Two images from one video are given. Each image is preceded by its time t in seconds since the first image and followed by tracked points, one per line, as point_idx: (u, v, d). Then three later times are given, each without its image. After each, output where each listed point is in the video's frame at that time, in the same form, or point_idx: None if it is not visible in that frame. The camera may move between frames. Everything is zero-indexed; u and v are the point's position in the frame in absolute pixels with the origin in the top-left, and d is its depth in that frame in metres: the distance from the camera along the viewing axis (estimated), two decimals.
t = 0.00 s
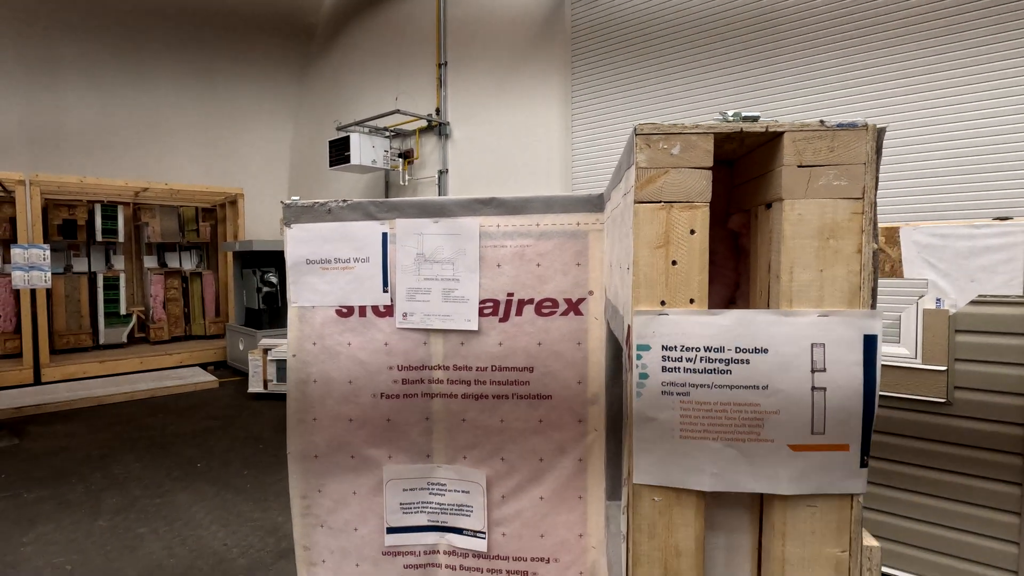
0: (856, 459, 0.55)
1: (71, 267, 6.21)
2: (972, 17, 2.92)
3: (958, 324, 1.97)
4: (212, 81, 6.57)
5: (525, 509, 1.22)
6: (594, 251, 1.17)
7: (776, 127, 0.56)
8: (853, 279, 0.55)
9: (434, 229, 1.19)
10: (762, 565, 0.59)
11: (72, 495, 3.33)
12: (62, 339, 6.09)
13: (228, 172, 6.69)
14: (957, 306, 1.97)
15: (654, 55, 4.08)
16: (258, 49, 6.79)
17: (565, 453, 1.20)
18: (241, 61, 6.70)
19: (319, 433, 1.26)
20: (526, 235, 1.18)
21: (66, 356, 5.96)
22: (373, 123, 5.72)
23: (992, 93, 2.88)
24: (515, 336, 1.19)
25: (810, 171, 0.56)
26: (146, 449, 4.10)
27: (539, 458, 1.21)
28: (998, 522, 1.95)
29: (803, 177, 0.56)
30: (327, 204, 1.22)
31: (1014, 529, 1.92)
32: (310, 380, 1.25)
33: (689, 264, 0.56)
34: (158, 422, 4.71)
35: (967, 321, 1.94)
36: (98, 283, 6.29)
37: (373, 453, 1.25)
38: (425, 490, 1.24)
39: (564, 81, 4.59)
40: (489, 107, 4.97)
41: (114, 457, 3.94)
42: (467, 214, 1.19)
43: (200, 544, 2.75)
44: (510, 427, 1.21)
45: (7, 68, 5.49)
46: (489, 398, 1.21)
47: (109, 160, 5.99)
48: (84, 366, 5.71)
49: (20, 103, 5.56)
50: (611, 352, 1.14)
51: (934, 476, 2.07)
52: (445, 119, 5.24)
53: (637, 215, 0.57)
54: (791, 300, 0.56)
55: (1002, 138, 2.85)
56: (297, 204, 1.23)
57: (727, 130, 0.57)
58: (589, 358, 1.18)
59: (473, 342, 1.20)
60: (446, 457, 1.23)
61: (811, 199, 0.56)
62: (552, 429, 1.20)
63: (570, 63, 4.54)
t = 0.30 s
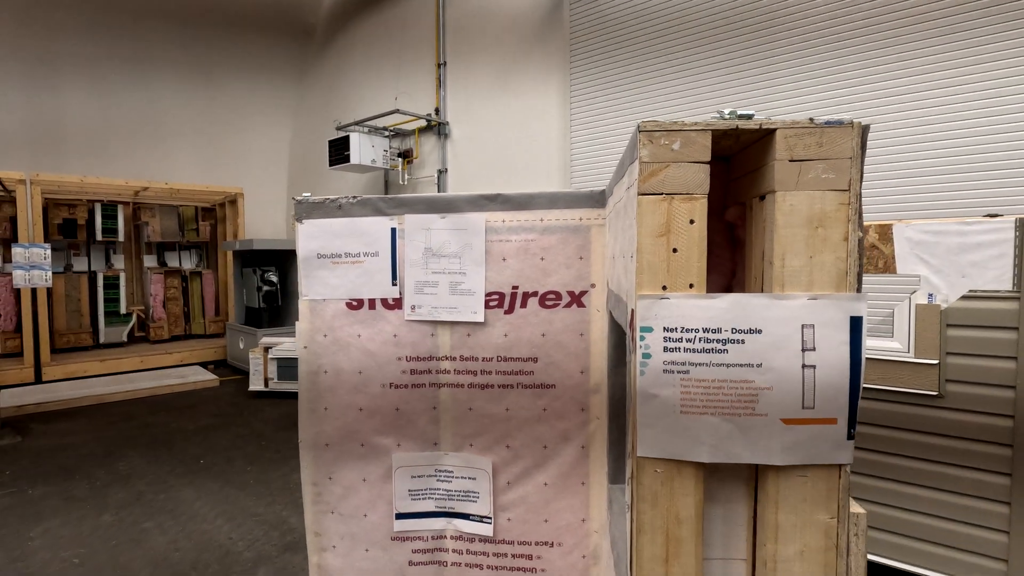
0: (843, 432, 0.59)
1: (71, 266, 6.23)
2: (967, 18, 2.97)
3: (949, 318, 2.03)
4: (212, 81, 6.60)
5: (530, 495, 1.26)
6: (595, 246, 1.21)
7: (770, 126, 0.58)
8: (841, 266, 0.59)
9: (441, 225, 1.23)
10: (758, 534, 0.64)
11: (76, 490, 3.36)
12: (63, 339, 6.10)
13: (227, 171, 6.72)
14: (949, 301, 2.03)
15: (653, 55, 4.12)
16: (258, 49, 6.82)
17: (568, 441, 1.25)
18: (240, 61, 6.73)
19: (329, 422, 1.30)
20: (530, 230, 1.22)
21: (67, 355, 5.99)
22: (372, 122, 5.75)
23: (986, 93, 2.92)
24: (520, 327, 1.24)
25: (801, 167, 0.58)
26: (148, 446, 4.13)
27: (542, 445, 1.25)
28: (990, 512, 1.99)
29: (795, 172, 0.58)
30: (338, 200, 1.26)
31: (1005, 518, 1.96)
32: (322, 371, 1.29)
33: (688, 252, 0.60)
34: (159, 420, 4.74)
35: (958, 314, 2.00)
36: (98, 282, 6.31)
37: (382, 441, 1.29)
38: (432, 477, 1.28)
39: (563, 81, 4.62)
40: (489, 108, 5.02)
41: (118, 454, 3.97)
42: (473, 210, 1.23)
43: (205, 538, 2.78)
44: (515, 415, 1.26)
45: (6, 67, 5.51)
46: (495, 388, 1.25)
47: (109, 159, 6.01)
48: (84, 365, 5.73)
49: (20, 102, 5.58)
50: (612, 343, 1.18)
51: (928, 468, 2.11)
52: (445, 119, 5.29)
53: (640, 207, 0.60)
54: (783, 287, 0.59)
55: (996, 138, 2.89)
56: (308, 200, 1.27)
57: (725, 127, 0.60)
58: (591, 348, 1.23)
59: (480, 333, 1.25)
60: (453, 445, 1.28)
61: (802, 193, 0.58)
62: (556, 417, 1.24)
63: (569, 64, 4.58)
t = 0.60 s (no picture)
0: (848, 406, 0.62)
1: (70, 265, 6.23)
2: (962, 14, 3.01)
3: (945, 312, 2.06)
4: (210, 79, 6.61)
5: (538, 481, 1.29)
6: (602, 236, 1.23)
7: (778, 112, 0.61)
8: (846, 245, 0.61)
9: (451, 217, 1.26)
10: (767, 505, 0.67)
11: (79, 487, 3.37)
12: (61, 337, 6.10)
13: (226, 170, 6.74)
14: (945, 295, 2.06)
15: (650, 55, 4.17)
16: (256, 47, 6.83)
17: (575, 428, 1.27)
18: (238, 60, 6.74)
19: (340, 410, 1.32)
20: (538, 221, 1.25)
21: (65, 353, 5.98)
22: (372, 121, 5.77)
23: (976, 93, 2.99)
24: (528, 317, 1.26)
25: (808, 151, 0.61)
26: (150, 443, 4.14)
27: (550, 432, 1.28)
28: (985, 503, 2.03)
29: (802, 156, 0.61)
30: (349, 192, 1.28)
31: (1000, 509, 2.00)
32: (333, 360, 1.32)
33: (700, 233, 0.63)
34: (160, 418, 4.75)
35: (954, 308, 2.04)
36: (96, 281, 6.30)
37: (392, 429, 1.31)
38: (442, 464, 1.31)
39: (562, 80, 4.68)
40: (489, 106, 5.06)
41: (119, 451, 3.98)
42: (482, 201, 1.26)
43: (209, 532, 2.79)
44: (523, 403, 1.28)
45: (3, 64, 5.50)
46: (503, 376, 1.28)
47: (107, 157, 6.02)
48: (84, 363, 5.71)
49: (18, 100, 5.57)
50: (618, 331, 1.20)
51: (924, 459, 2.15)
52: (444, 118, 5.33)
53: (653, 191, 0.63)
54: (790, 266, 0.62)
55: (986, 136, 2.96)
56: (319, 192, 1.29)
57: (736, 115, 0.63)
58: (598, 337, 1.25)
59: (489, 323, 1.27)
60: (462, 432, 1.30)
61: (809, 176, 0.61)
62: (563, 404, 1.27)
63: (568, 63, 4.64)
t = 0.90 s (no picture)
0: (872, 378, 0.63)
1: (66, 263, 6.21)
2: (959, 8, 3.04)
3: (946, 304, 2.08)
4: (208, 77, 6.59)
5: (550, 467, 1.30)
6: (614, 224, 1.25)
7: (802, 89, 0.63)
8: (869, 220, 0.63)
9: (464, 205, 1.26)
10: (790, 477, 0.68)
11: (79, 483, 3.36)
12: (58, 335, 6.07)
13: (224, 168, 6.73)
14: (947, 288, 2.09)
15: (649, 51, 4.20)
16: (254, 45, 6.82)
17: (587, 415, 1.28)
18: (236, 57, 6.73)
19: (353, 398, 1.33)
20: (551, 209, 1.26)
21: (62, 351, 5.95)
22: (371, 119, 5.77)
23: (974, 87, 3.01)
24: (541, 304, 1.27)
25: (832, 128, 0.62)
26: (149, 440, 4.13)
27: (563, 419, 1.29)
28: (986, 493, 2.05)
29: (827, 133, 0.62)
30: (362, 180, 1.29)
31: (1000, 499, 2.02)
32: (346, 347, 1.32)
33: (727, 207, 0.64)
34: (159, 416, 4.73)
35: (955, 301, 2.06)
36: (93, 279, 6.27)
37: (405, 416, 1.32)
38: (455, 451, 1.32)
39: (561, 77, 4.69)
40: (488, 104, 5.07)
41: (119, 448, 3.97)
42: (496, 189, 1.26)
43: (212, 527, 2.79)
44: (535, 389, 1.29)
45: None
46: (516, 363, 1.29)
47: (104, 155, 6.00)
48: (81, 361, 5.68)
49: (14, 97, 5.54)
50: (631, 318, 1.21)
51: (924, 450, 2.17)
52: (442, 116, 5.34)
53: (680, 167, 0.64)
54: (814, 240, 0.63)
55: (986, 129, 2.98)
56: (332, 180, 1.30)
57: (761, 93, 0.64)
58: (610, 324, 1.26)
59: (502, 310, 1.28)
60: (475, 419, 1.31)
61: (832, 152, 0.62)
62: (576, 391, 1.28)
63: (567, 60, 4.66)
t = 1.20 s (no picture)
0: (900, 357, 0.64)
1: (63, 262, 6.18)
2: (958, 7, 3.08)
3: (948, 300, 2.10)
4: (206, 75, 6.57)
5: (564, 458, 1.30)
6: (628, 216, 1.26)
7: (831, 74, 0.64)
8: (897, 202, 0.64)
9: (479, 196, 1.27)
10: (817, 457, 0.69)
11: (80, 481, 3.34)
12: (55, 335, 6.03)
13: (222, 167, 6.71)
14: (949, 283, 2.11)
15: (649, 49, 4.22)
16: (252, 44, 6.81)
17: (601, 405, 1.29)
18: (234, 56, 6.71)
19: (368, 389, 1.33)
20: (566, 201, 1.27)
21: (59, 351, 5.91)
22: (370, 118, 5.77)
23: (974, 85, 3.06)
24: (555, 295, 1.28)
25: (861, 111, 0.63)
26: (149, 439, 4.11)
27: (576, 410, 1.30)
28: (988, 486, 2.07)
29: (855, 115, 0.63)
30: (377, 172, 1.29)
31: (1002, 492, 2.04)
32: (361, 338, 1.33)
33: (756, 191, 0.65)
34: (158, 415, 4.71)
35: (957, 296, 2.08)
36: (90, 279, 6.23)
37: (420, 407, 1.32)
38: (469, 442, 1.32)
39: (560, 75, 4.71)
40: (488, 102, 5.08)
41: (119, 447, 3.95)
42: (510, 181, 1.27)
43: (216, 524, 2.78)
44: (549, 380, 1.30)
45: None
46: (530, 353, 1.30)
47: (101, 153, 5.97)
48: (78, 361, 5.63)
49: (10, 95, 5.51)
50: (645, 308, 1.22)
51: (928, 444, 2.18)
52: (441, 116, 5.34)
53: (710, 152, 0.65)
54: (842, 223, 0.64)
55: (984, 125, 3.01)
56: (347, 172, 1.30)
57: (790, 77, 0.65)
58: (624, 315, 1.27)
59: (516, 301, 1.29)
60: (489, 410, 1.32)
61: (860, 136, 0.63)
62: (589, 381, 1.29)
63: (567, 58, 4.68)
